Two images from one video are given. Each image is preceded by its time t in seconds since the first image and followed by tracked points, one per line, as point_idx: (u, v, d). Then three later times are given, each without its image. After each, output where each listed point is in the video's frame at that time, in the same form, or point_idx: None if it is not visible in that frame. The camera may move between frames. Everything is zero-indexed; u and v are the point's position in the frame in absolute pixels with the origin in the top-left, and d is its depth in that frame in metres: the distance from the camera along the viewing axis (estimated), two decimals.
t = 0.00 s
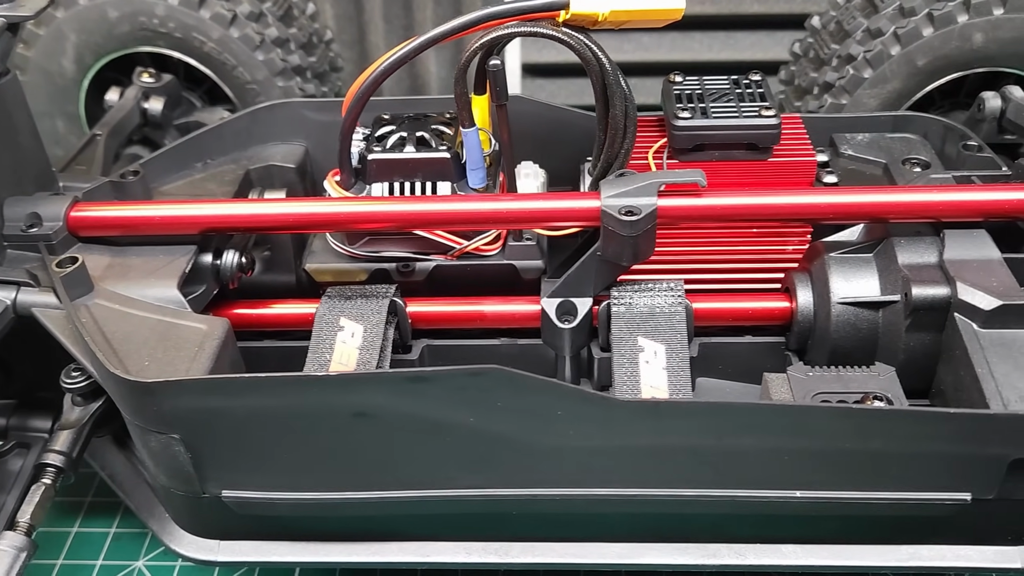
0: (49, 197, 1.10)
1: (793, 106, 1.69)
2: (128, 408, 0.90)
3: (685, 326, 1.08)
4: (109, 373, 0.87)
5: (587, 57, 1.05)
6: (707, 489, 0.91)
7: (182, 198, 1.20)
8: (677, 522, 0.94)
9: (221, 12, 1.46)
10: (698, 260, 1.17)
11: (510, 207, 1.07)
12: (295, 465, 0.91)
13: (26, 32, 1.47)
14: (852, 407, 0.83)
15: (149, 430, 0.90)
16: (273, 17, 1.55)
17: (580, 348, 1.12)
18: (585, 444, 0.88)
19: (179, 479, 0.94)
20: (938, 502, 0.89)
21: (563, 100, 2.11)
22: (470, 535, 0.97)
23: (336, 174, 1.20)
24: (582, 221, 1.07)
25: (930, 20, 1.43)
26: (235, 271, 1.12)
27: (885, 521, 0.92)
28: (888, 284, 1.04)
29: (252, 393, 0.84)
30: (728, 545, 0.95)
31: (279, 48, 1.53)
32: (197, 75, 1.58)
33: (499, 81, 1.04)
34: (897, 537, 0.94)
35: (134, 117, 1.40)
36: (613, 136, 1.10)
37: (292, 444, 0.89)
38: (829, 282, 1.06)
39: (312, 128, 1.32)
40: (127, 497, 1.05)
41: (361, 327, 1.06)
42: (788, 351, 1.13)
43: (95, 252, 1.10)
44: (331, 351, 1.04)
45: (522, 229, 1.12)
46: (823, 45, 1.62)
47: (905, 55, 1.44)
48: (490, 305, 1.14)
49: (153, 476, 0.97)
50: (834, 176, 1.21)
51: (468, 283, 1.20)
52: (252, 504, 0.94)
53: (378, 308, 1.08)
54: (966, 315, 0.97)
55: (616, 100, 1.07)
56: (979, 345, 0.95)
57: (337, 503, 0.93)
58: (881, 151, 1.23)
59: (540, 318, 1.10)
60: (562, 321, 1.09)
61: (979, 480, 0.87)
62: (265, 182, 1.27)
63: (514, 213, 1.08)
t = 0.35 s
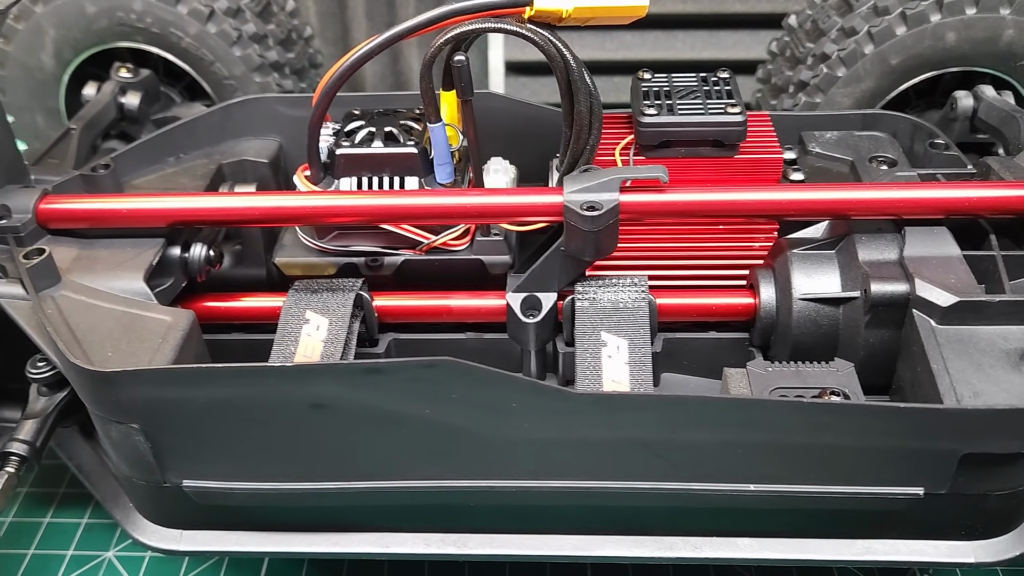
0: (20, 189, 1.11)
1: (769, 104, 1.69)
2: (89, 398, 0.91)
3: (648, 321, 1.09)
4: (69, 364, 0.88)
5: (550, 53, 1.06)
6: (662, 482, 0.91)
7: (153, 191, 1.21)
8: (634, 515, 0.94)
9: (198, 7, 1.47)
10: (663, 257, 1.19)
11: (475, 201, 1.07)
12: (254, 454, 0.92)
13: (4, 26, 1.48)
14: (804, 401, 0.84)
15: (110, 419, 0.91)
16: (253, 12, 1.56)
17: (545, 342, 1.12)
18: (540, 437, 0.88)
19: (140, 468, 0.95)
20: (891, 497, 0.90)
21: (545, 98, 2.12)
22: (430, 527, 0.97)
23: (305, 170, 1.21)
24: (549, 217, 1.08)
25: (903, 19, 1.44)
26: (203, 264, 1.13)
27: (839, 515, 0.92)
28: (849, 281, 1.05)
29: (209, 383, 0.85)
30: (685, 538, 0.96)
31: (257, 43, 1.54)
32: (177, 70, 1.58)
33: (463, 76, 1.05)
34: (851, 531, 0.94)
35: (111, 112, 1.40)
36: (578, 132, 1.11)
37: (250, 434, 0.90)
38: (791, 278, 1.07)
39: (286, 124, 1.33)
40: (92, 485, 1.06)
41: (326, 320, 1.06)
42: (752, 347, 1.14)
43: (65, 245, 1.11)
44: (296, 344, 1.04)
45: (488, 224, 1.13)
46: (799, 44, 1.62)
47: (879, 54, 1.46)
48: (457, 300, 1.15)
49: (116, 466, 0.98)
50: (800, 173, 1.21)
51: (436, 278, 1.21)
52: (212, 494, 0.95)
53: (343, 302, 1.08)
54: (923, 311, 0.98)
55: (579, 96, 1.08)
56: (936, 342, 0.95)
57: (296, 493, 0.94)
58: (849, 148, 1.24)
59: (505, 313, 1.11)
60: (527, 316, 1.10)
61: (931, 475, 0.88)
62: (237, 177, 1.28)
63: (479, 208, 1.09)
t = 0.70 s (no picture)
0: None
1: (735, 102, 1.71)
2: (39, 383, 0.91)
3: (601, 315, 1.09)
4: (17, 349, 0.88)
5: (507, 46, 1.05)
6: (607, 474, 0.91)
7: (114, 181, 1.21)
8: (582, 507, 0.94)
9: None
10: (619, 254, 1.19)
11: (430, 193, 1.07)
12: (203, 440, 0.92)
13: None
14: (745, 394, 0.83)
15: (60, 404, 0.91)
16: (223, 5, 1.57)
17: (500, 336, 1.12)
18: (487, 428, 0.88)
19: (91, 454, 0.95)
20: (835, 492, 0.88)
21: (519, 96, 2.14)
22: (377, 516, 0.97)
23: (264, 161, 1.22)
24: (504, 210, 1.09)
25: (867, 19, 1.45)
26: (162, 254, 1.13)
27: (783, 509, 0.91)
28: (800, 278, 1.05)
29: (157, 368, 0.86)
30: (630, 530, 0.95)
31: (225, 36, 1.55)
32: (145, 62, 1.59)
33: (420, 70, 1.05)
34: (802, 527, 0.92)
35: (77, 102, 1.40)
36: (535, 126, 1.12)
37: (196, 421, 0.90)
38: (742, 274, 1.07)
39: (250, 116, 1.33)
40: (47, 470, 1.06)
41: (281, 310, 1.05)
42: (705, 342, 1.15)
43: (25, 232, 1.12)
44: (249, 334, 1.03)
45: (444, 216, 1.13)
46: (765, 44, 1.64)
47: (842, 53, 1.47)
48: (412, 292, 1.15)
49: (68, 451, 0.98)
50: (757, 170, 1.23)
51: (394, 271, 1.21)
52: (162, 480, 0.95)
53: (300, 292, 1.07)
54: (872, 308, 0.97)
55: (535, 91, 1.08)
56: (884, 339, 0.95)
57: (245, 480, 0.94)
58: (807, 147, 1.26)
59: (460, 306, 1.10)
60: (481, 307, 1.09)
61: (874, 470, 0.86)
62: (200, 168, 1.28)
63: (434, 199, 1.09)
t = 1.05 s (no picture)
0: None
1: (712, 99, 1.68)
2: None
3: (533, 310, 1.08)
4: None
5: (434, 41, 1.06)
6: (511, 467, 0.93)
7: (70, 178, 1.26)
8: (491, 500, 0.96)
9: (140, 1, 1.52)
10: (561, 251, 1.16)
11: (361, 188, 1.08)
12: (120, 432, 0.96)
13: None
14: (637, 387, 0.84)
15: None
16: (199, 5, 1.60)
17: (440, 330, 1.11)
18: (389, 419, 0.91)
19: (14, 445, 1.00)
20: (738, 484, 0.90)
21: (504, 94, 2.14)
22: (298, 508, 1.00)
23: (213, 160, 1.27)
24: (435, 205, 1.09)
25: (834, 14, 1.41)
26: (104, 250, 1.17)
27: (689, 500, 0.93)
28: (727, 271, 1.05)
29: (67, 361, 0.90)
30: (545, 523, 0.97)
31: (199, 36, 1.58)
32: (127, 63, 1.62)
33: (349, 66, 1.06)
34: (709, 519, 0.95)
35: (48, 102, 1.44)
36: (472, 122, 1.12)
37: (113, 412, 0.95)
38: (672, 269, 1.07)
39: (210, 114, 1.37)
40: None
41: (218, 306, 1.09)
42: (644, 337, 1.14)
43: None
44: (186, 328, 1.08)
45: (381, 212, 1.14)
46: (738, 40, 1.61)
47: (810, 49, 1.43)
48: (353, 288, 1.16)
49: None
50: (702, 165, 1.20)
51: (341, 266, 1.23)
52: (84, 472, 1.00)
53: (237, 288, 1.10)
54: (791, 302, 0.97)
55: (466, 85, 1.09)
56: (798, 332, 0.95)
57: (164, 471, 0.98)
58: (756, 142, 1.23)
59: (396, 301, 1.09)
60: (416, 303, 1.09)
61: (774, 462, 0.88)
62: (159, 165, 1.32)
63: (367, 194, 1.10)
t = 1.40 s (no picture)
0: None
1: (690, 99, 1.68)
2: None
3: (498, 306, 1.08)
4: None
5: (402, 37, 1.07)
6: (468, 461, 0.93)
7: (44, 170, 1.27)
8: (449, 494, 0.96)
9: None
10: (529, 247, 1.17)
11: (328, 182, 1.08)
12: (81, 422, 0.97)
13: None
14: (590, 381, 0.84)
15: None
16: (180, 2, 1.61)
17: (406, 325, 1.11)
18: (346, 412, 0.91)
19: None
20: (693, 481, 0.90)
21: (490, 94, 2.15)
22: (259, 499, 1.00)
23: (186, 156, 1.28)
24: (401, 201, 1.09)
25: (809, 15, 1.41)
26: (74, 242, 1.18)
27: (646, 495, 0.93)
28: (689, 269, 1.05)
29: (28, 350, 0.91)
30: (502, 518, 0.97)
31: (181, 32, 1.59)
32: (110, 59, 1.63)
33: (317, 62, 1.06)
34: (665, 516, 0.95)
35: (29, 96, 1.45)
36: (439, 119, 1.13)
37: (75, 402, 0.95)
38: (635, 266, 1.07)
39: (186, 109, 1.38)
40: None
41: (185, 298, 1.09)
42: (609, 335, 1.14)
43: None
44: (152, 319, 1.08)
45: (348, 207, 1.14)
46: (716, 40, 1.61)
47: (785, 49, 1.43)
48: (321, 283, 1.16)
49: None
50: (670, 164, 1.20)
51: (311, 261, 1.23)
52: (46, 461, 1.00)
53: (205, 280, 1.11)
54: (751, 300, 0.97)
55: (433, 83, 1.10)
56: (757, 330, 0.95)
57: (125, 461, 0.98)
58: (725, 141, 1.23)
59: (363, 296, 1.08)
60: (383, 297, 1.07)
61: (728, 460, 0.88)
62: (134, 159, 1.33)
63: (334, 189, 1.10)
